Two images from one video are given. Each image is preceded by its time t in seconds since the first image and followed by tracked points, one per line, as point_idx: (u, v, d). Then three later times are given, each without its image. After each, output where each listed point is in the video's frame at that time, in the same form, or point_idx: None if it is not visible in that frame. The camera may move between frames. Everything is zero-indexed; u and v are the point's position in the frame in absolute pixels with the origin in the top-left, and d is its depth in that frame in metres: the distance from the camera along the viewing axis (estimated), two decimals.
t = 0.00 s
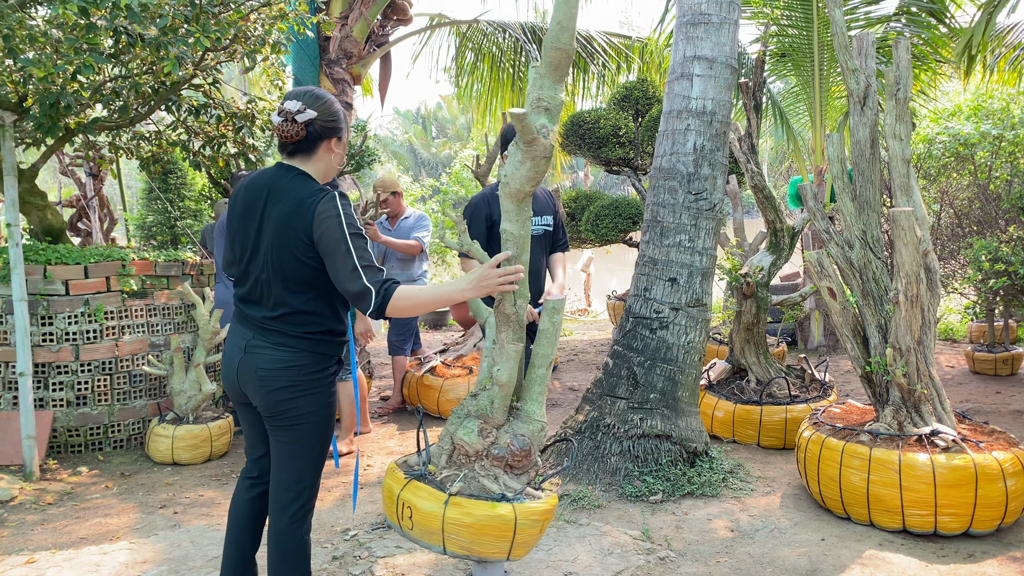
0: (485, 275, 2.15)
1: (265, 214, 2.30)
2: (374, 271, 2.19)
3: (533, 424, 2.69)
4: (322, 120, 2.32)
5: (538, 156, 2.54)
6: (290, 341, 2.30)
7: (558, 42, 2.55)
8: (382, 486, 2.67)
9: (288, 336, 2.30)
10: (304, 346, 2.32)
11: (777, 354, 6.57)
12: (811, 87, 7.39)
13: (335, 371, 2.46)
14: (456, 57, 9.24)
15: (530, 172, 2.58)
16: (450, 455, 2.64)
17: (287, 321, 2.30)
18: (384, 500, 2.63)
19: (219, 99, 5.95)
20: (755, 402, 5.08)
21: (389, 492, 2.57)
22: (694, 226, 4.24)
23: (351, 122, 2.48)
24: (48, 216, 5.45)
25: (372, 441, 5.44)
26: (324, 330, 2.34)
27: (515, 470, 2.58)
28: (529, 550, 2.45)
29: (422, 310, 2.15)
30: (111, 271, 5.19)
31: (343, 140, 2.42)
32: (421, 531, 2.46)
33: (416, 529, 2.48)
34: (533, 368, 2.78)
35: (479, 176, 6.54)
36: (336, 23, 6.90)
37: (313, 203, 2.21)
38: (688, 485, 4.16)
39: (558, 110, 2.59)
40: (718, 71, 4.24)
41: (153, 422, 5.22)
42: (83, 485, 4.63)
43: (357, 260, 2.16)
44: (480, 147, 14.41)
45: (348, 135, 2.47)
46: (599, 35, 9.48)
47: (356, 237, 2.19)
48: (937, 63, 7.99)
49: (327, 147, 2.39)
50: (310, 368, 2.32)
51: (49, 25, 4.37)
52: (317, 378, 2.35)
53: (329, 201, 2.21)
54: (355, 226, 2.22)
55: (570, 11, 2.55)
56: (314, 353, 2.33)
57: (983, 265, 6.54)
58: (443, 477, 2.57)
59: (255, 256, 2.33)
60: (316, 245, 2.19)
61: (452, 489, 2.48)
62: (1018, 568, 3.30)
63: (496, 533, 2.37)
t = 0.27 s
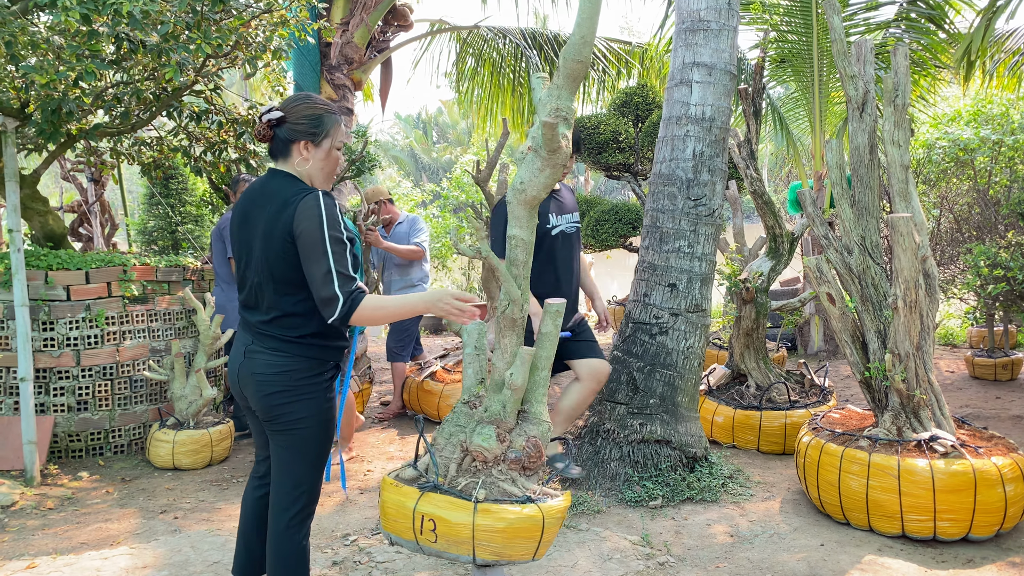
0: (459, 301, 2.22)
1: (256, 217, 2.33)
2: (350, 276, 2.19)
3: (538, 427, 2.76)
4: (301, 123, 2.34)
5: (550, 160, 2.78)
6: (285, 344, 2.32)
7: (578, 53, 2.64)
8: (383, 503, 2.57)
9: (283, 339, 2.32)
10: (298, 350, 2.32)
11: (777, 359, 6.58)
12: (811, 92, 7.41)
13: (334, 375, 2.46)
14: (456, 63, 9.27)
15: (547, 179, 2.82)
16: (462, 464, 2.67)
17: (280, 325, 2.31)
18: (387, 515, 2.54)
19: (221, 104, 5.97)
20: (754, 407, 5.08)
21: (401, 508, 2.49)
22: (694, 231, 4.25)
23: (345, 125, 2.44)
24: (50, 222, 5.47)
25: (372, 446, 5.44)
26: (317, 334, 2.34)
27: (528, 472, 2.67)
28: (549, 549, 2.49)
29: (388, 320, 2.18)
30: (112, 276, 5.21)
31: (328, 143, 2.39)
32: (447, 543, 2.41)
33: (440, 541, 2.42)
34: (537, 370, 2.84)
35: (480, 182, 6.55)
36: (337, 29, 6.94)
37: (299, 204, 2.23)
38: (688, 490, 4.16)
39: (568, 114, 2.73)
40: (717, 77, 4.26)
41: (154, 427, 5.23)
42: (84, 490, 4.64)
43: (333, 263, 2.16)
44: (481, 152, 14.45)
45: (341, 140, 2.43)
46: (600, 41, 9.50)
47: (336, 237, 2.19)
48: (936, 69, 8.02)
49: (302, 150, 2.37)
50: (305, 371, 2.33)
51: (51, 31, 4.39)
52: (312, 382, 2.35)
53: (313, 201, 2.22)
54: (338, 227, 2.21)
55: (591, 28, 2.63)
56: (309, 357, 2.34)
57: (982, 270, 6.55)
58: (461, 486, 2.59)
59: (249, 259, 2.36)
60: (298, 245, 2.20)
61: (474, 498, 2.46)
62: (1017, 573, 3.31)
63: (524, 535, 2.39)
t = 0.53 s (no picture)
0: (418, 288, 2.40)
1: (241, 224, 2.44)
2: (320, 279, 2.25)
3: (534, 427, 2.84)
4: (282, 131, 2.39)
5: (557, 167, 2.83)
6: (268, 345, 2.39)
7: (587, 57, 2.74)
8: (392, 515, 2.55)
9: (266, 340, 2.39)
10: (280, 350, 2.38)
11: (777, 364, 6.59)
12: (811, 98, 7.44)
13: (323, 376, 2.48)
14: (457, 68, 9.30)
15: (555, 186, 2.86)
16: (471, 469, 2.69)
17: (263, 327, 2.39)
18: (398, 527, 2.53)
19: (222, 110, 5.99)
20: (754, 412, 5.09)
21: (417, 518, 2.49)
22: (693, 237, 4.27)
23: (332, 134, 2.45)
24: (51, 227, 5.49)
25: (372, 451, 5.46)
26: (297, 334, 2.39)
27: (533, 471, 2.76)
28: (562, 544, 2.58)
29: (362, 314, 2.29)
30: (113, 281, 5.22)
31: (310, 151, 2.41)
32: (470, 550, 2.43)
33: (462, 548, 2.45)
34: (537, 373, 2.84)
35: (480, 187, 6.57)
36: (338, 35, 6.97)
37: (268, 210, 2.30)
38: (687, 495, 4.17)
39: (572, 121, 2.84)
40: (716, 83, 4.27)
41: (154, 431, 5.24)
42: (85, 495, 4.65)
43: (302, 265, 2.21)
44: (481, 157, 14.47)
45: (327, 149, 2.45)
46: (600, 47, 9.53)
47: (304, 241, 2.24)
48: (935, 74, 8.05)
49: (286, 157, 2.40)
50: (287, 370, 2.38)
51: (54, 37, 4.41)
52: (295, 381, 2.39)
53: (281, 206, 2.28)
54: (308, 231, 2.26)
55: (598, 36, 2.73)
56: (291, 356, 2.38)
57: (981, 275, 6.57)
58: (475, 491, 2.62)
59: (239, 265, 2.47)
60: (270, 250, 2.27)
61: (491, 503, 2.51)
62: None
63: (544, 534, 2.46)
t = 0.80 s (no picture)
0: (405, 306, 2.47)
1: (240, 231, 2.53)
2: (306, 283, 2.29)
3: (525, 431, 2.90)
4: (273, 144, 2.45)
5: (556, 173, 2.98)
6: (260, 344, 2.46)
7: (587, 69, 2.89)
8: (401, 525, 2.56)
9: (258, 339, 2.46)
10: (268, 349, 2.44)
11: (776, 370, 6.60)
12: (810, 104, 7.47)
13: (316, 372, 2.50)
14: (457, 74, 9.33)
15: (556, 192, 2.99)
16: (477, 473, 2.70)
17: (254, 328, 2.47)
18: (409, 536, 2.55)
19: (223, 116, 6.02)
20: (753, 418, 5.11)
21: (430, 526, 2.51)
22: (691, 243, 4.30)
23: (324, 143, 2.48)
24: (53, 233, 5.51)
25: (372, 457, 5.47)
26: (283, 333, 2.42)
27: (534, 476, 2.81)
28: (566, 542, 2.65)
29: (347, 322, 2.34)
30: (114, 287, 5.24)
31: (299, 161, 2.45)
32: (485, 554, 2.47)
33: (476, 553, 2.48)
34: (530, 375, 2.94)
35: (480, 193, 6.59)
36: (338, 42, 7.00)
37: (258, 217, 2.37)
38: (686, 500, 4.19)
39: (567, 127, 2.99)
40: (714, 90, 4.30)
41: (155, 437, 5.26)
42: (86, 500, 4.66)
43: (287, 269, 2.27)
44: (482, 163, 14.54)
45: (317, 158, 2.48)
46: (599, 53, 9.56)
47: (288, 247, 2.29)
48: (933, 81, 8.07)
49: (280, 167, 2.47)
50: (274, 369, 2.42)
51: (56, 44, 4.42)
52: (283, 379, 2.42)
53: (270, 213, 2.34)
54: (294, 237, 2.31)
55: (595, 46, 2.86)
56: (276, 355, 2.43)
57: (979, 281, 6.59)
58: (484, 495, 2.64)
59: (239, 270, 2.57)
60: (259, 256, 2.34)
61: (501, 507, 2.55)
62: None
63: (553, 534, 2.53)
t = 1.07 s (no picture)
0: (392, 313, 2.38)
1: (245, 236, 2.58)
2: (299, 286, 2.30)
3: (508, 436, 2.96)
4: (281, 154, 2.49)
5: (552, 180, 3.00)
6: (256, 349, 2.49)
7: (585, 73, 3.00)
8: (413, 535, 2.58)
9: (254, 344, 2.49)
10: (263, 353, 2.46)
11: (776, 376, 6.61)
12: (810, 111, 7.50)
13: (311, 374, 2.51)
14: (459, 81, 9.37)
15: (554, 198, 3.00)
16: (485, 479, 2.74)
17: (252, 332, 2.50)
18: (421, 546, 2.57)
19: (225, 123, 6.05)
20: (753, 424, 5.12)
21: (444, 535, 2.54)
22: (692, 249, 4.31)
23: (330, 154, 2.50)
24: (55, 239, 5.53)
25: (373, 463, 5.48)
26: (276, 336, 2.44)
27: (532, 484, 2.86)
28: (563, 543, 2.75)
29: (329, 326, 2.28)
30: (116, 293, 5.26)
31: (303, 171, 2.48)
32: (501, 559, 2.53)
33: (491, 558, 2.53)
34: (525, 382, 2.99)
35: (481, 200, 6.61)
36: (340, 50, 7.03)
37: (260, 221, 2.41)
38: (687, 506, 4.19)
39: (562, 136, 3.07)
40: (714, 97, 4.32)
41: (156, 443, 5.26)
42: (87, 506, 4.67)
43: (282, 271, 2.29)
44: (483, 170, 14.57)
45: (322, 169, 2.50)
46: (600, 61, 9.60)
47: (284, 248, 2.31)
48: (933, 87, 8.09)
49: (286, 175, 2.50)
50: (269, 373, 2.44)
51: (59, 52, 4.44)
52: (278, 382, 2.44)
53: (271, 218, 2.38)
54: (292, 240, 2.33)
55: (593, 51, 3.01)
56: (271, 359, 2.45)
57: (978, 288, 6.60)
58: (493, 499, 2.69)
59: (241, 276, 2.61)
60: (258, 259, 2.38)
61: (512, 512, 2.62)
62: None
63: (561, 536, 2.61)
